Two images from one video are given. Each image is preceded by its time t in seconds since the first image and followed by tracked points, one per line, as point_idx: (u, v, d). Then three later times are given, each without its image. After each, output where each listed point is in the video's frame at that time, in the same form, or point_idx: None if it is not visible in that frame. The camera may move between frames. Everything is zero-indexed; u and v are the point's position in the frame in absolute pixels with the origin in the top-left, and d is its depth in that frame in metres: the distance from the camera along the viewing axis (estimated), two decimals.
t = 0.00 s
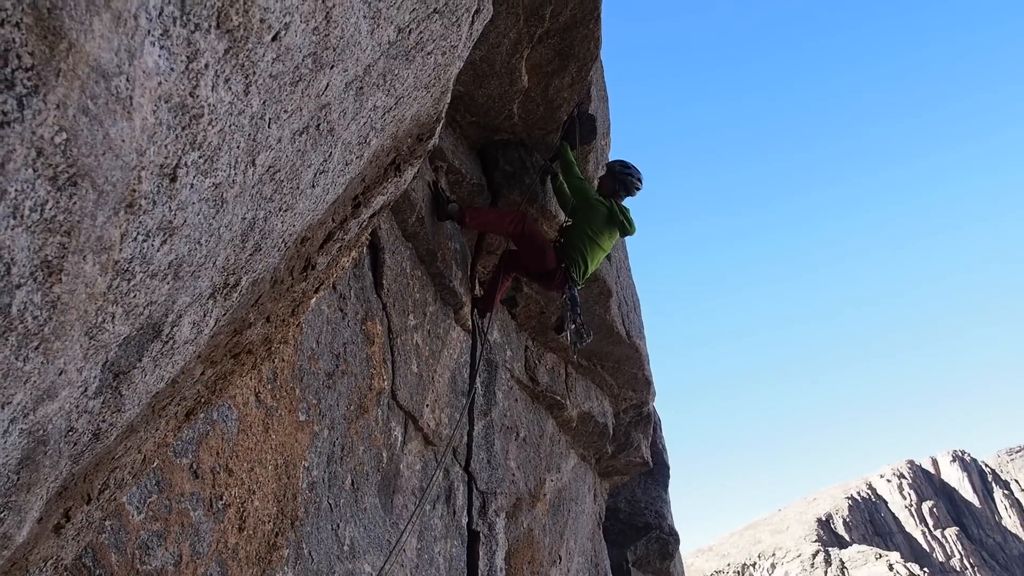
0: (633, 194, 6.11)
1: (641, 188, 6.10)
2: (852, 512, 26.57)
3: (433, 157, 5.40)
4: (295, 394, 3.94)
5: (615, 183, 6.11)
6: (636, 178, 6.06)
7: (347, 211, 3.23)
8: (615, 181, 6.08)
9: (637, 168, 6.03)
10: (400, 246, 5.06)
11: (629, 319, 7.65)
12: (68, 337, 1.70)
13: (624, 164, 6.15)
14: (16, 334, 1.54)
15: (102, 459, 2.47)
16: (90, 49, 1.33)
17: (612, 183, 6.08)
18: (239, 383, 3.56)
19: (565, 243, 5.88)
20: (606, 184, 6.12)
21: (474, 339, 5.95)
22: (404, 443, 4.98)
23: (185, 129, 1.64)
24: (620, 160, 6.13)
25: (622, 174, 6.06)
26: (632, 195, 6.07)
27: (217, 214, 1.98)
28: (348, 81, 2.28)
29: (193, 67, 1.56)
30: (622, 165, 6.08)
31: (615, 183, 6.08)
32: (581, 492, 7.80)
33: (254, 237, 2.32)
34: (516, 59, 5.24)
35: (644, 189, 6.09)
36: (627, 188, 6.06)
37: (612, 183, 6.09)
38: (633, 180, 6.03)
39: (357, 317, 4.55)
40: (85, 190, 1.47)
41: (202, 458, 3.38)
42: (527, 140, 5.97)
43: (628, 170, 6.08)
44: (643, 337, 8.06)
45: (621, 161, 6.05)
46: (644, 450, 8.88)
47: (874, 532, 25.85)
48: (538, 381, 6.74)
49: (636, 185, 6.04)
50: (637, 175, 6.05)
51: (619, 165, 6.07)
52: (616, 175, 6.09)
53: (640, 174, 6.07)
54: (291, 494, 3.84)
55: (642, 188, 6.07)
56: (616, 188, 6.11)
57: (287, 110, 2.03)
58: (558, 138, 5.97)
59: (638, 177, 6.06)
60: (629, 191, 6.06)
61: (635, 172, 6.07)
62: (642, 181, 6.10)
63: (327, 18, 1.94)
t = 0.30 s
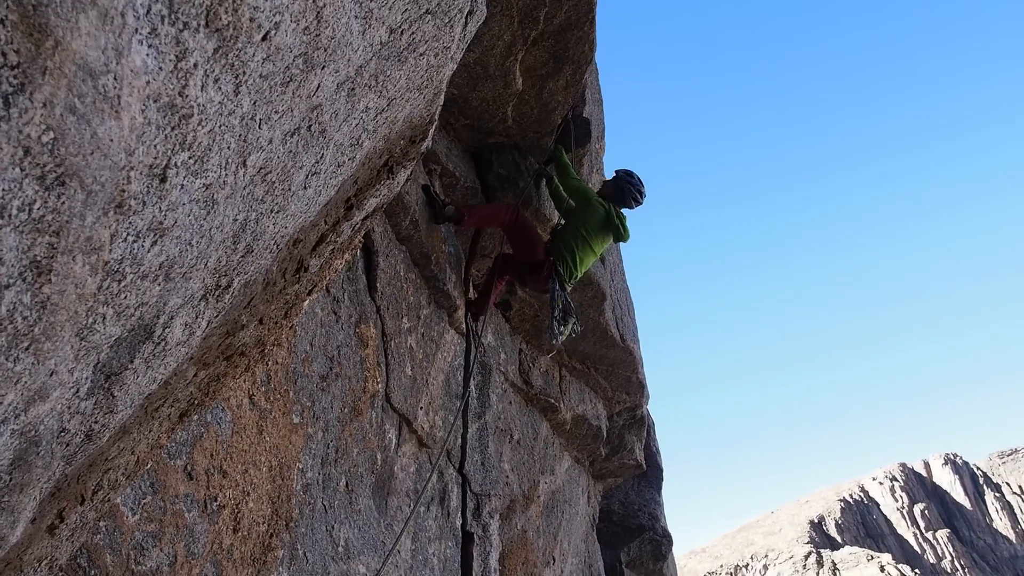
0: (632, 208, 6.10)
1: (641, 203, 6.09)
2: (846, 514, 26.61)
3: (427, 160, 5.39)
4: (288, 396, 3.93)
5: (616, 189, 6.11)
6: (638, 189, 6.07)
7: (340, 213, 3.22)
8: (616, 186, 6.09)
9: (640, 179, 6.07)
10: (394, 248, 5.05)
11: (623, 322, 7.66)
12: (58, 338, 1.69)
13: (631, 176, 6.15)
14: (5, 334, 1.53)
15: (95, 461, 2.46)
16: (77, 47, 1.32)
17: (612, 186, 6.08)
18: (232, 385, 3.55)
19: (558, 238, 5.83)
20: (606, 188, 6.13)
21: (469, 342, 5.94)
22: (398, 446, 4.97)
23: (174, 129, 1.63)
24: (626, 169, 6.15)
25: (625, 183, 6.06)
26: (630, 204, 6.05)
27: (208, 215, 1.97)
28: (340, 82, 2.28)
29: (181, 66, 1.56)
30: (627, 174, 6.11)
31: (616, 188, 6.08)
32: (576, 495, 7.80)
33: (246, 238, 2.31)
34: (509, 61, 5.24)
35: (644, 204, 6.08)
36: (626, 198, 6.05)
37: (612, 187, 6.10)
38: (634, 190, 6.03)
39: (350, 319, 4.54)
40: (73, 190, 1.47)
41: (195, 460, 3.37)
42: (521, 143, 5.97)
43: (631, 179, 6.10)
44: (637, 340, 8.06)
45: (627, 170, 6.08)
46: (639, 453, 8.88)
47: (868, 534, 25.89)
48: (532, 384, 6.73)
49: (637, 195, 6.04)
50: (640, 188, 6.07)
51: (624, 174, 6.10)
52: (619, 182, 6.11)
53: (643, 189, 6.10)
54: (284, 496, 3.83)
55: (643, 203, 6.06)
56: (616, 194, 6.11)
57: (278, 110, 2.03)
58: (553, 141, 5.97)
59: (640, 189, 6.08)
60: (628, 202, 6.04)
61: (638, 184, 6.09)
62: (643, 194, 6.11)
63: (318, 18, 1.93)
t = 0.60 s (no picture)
0: (646, 194, 6.09)
1: (656, 190, 6.08)
2: (869, 488, 26.53)
3: (436, 150, 5.39)
4: (309, 390, 3.97)
5: (631, 172, 6.10)
6: (654, 175, 6.06)
7: (352, 206, 3.24)
8: (632, 169, 6.07)
9: (657, 165, 6.05)
10: (406, 239, 5.07)
11: (638, 304, 7.65)
12: (85, 338, 1.72)
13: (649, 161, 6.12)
14: (34, 336, 1.56)
15: (124, 459, 2.50)
16: (90, 50, 1.34)
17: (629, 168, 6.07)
18: (254, 380, 3.59)
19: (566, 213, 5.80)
20: (622, 170, 6.11)
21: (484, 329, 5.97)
22: (419, 435, 5.00)
23: (188, 128, 1.64)
24: (644, 155, 6.13)
25: (641, 168, 6.05)
26: (644, 189, 6.04)
27: (224, 211, 1.99)
28: (348, 74, 2.28)
29: (192, 64, 1.57)
30: (644, 159, 6.10)
31: (631, 171, 6.07)
32: (597, 478, 7.82)
33: (262, 233, 2.33)
34: (514, 46, 5.22)
35: (659, 191, 6.07)
36: (641, 183, 6.04)
37: (628, 170, 6.08)
38: (649, 176, 6.02)
39: (366, 311, 4.57)
40: (93, 191, 1.49)
41: (220, 455, 3.41)
42: (529, 128, 5.96)
43: (648, 165, 6.08)
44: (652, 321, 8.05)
45: (645, 156, 6.07)
46: (658, 434, 8.89)
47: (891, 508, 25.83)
48: (549, 369, 6.75)
49: (652, 182, 6.04)
50: (656, 176, 6.06)
51: (642, 158, 6.09)
52: (635, 165, 6.09)
53: (659, 176, 6.10)
54: (309, 488, 3.87)
55: (657, 190, 6.06)
56: (630, 178, 6.10)
57: (288, 105, 2.04)
58: (560, 125, 5.96)
59: (655, 176, 6.07)
60: (643, 188, 6.04)
61: (654, 170, 6.07)
62: (658, 182, 6.10)
63: (324, 10, 1.94)
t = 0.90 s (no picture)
0: (671, 187, 6.05)
1: (681, 183, 6.04)
2: (902, 472, 26.21)
3: (453, 147, 5.38)
4: (337, 391, 3.99)
5: (657, 164, 6.05)
6: (679, 169, 6.02)
7: (374, 206, 3.25)
8: (658, 161, 6.03)
9: (684, 159, 6.01)
10: (427, 237, 5.08)
11: (661, 294, 7.61)
12: (119, 345, 1.73)
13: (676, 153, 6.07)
14: (71, 344, 1.58)
15: (160, 465, 2.53)
16: (116, 57, 1.35)
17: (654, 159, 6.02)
18: (282, 384, 3.61)
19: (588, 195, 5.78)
20: (648, 161, 6.07)
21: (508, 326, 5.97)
22: (447, 433, 5.01)
23: (213, 132, 1.65)
24: (671, 148, 6.08)
25: (668, 161, 6.01)
26: (669, 182, 6.00)
27: (250, 215, 2.00)
28: (366, 73, 2.29)
29: (215, 68, 1.58)
30: (671, 152, 6.06)
31: (657, 163, 6.03)
32: (626, 470, 7.79)
33: (287, 236, 2.34)
34: (527, 40, 5.21)
35: (683, 185, 6.04)
36: (665, 175, 5.99)
37: (654, 161, 6.04)
38: (675, 170, 5.98)
39: (390, 311, 4.59)
40: (123, 198, 1.50)
41: (253, 459, 3.45)
42: (545, 122, 5.94)
43: (674, 158, 6.05)
44: (676, 311, 8.01)
45: (672, 149, 6.03)
46: (686, 424, 8.84)
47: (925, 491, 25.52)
48: (574, 362, 6.74)
49: (677, 175, 6.00)
50: (682, 171, 6.03)
51: (668, 151, 6.05)
52: (662, 158, 6.04)
53: (685, 171, 6.06)
54: (341, 489, 3.90)
55: (682, 184, 6.02)
56: (656, 169, 6.06)
57: (309, 106, 2.05)
58: (576, 117, 5.94)
59: (681, 170, 6.03)
60: (668, 181, 6.00)
61: (680, 163, 6.03)
62: (683, 176, 6.06)
63: (341, 9, 1.94)
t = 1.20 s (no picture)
0: (683, 185, 6.00)
1: (693, 181, 6.01)
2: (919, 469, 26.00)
3: (465, 147, 5.38)
4: (351, 392, 4.01)
5: (671, 162, 6.04)
6: (692, 166, 6.00)
7: (388, 207, 3.26)
8: (672, 159, 6.02)
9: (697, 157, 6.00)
10: (440, 238, 5.09)
11: (674, 292, 7.59)
12: (137, 349, 1.75)
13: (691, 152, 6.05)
14: (90, 348, 1.59)
15: (177, 467, 2.54)
16: (134, 62, 1.36)
17: (669, 157, 6.01)
18: (298, 386, 3.63)
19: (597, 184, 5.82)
20: (662, 158, 6.07)
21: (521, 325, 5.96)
22: (462, 433, 5.02)
23: (229, 136, 1.67)
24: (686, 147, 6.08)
25: (681, 159, 5.99)
26: (682, 179, 5.97)
27: (266, 218, 2.01)
28: (380, 75, 2.29)
29: (230, 72, 1.59)
30: (686, 151, 6.05)
31: (671, 160, 6.02)
32: (641, 469, 7.77)
33: (302, 238, 2.35)
34: (538, 40, 5.21)
35: (696, 183, 6.02)
36: (678, 171, 5.97)
37: (668, 159, 6.03)
38: (688, 167, 5.96)
39: (404, 312, 4.60)
40: (141, 203, 1.52)
41: (268, 461, 3.46)
42: (557, 121, 5.94)
43: (688, 156, 6.02)
44: (690, 309, 7.98)
45: (686, 147, 6.02)
46: (701, 423, 8.81)
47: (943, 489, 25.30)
48: (588, 361, 6.73)
49: (690, 173, 5.97)
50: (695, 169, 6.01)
51: (683, 149, 6.04)
52: (676, 155, 6.03)
53: (698, 169, 6.04)
54: (356, 490, 3.91)
55: (695, 182, 5.99)
56: (670, 167, 6.05)
57: (323, 108, 2.05)
58: (587, 116, 5.93)
59: (694, 168, 6.01)
60: (681, 178, 5.97)
61: (694, 162, 6.01)
62: (697, 175, 6.04)
63: (355, 12, 1.95)
